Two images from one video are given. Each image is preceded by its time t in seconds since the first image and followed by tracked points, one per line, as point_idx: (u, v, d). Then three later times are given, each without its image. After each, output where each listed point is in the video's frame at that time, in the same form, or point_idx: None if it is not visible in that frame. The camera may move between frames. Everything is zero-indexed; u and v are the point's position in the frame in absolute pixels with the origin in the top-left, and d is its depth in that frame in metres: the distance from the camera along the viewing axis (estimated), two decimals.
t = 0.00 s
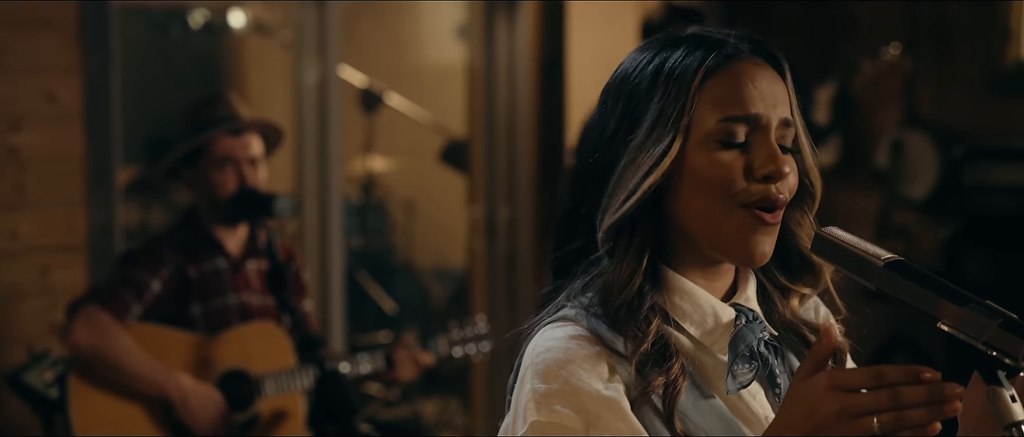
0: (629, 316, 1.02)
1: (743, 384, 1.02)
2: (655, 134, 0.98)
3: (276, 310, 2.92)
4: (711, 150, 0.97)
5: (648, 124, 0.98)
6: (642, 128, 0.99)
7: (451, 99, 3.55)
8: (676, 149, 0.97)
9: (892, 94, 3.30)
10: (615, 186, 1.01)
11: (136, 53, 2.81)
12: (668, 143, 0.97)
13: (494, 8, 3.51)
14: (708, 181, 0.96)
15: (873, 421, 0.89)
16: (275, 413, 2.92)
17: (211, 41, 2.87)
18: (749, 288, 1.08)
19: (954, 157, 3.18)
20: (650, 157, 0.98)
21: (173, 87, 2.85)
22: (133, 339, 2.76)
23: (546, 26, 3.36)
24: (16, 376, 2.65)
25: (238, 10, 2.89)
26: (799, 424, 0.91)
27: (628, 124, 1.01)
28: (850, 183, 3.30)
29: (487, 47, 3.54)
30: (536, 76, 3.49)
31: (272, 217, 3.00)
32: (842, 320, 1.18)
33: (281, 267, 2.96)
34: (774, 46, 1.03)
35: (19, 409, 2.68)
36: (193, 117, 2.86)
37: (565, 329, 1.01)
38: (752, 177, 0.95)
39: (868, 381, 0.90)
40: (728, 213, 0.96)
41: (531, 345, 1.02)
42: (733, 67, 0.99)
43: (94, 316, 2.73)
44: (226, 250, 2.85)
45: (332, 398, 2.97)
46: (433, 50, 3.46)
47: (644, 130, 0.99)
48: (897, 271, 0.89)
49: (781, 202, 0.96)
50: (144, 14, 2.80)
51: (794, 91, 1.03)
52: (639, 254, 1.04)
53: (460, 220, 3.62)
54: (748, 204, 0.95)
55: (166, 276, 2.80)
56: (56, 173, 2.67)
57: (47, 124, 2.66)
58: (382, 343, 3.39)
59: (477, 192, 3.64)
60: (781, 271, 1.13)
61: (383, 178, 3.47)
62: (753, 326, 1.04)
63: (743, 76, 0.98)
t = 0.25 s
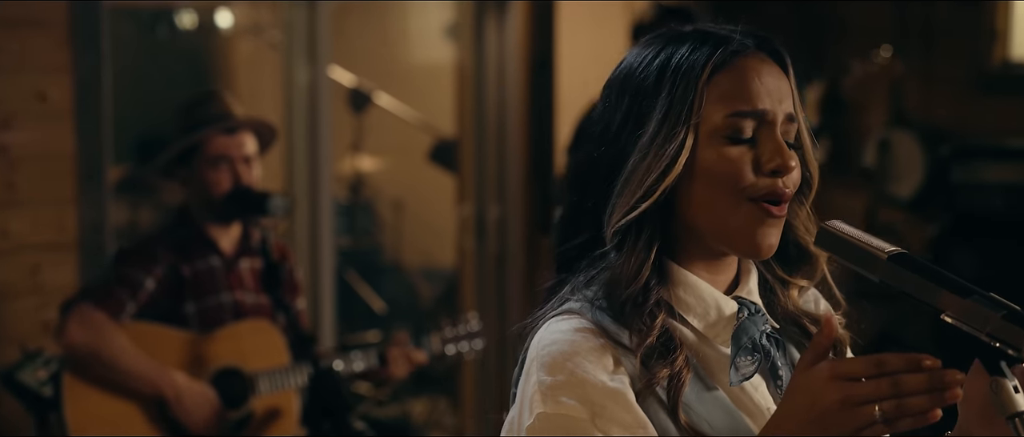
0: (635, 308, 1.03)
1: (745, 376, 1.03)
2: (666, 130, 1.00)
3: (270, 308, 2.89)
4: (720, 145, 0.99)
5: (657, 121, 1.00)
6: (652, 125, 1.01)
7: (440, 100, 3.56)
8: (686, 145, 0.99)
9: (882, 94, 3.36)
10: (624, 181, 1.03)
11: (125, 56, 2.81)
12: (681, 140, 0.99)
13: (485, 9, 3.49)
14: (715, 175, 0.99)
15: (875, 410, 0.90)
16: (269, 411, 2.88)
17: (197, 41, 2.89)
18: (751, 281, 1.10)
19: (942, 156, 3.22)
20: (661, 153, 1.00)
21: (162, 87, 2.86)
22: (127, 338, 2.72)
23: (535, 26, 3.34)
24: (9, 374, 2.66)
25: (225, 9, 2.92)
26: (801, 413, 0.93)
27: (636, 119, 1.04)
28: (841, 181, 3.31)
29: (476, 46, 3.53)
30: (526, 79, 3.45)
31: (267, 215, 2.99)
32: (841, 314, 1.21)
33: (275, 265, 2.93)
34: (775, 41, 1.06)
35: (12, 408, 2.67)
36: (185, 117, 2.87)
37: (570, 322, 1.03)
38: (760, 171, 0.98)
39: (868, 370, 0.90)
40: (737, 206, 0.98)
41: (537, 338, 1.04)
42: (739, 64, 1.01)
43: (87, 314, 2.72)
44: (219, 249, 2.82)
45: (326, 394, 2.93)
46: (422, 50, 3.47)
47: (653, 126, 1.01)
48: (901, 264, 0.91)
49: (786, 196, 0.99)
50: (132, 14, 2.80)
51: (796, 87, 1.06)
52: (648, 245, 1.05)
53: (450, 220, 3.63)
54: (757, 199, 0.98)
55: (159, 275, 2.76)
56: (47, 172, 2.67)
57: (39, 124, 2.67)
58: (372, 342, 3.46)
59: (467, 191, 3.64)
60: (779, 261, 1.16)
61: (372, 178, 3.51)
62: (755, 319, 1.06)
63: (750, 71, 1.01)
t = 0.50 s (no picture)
0: (637, 305, 1.05)
1: (747, 371, 1.04)
2: (670, 128, 1.01)
3: (263, 306, 2.85)
4: (723, 144, 1.00)
5: (661, 121, 1.02)
6: (656, 123, 1.02)
7: (427, 100, 3.56)
8: (689, 144, 1.00)
9: (868, 95, 3.34)
10: (627, 179, 1.04)
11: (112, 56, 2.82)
12: (684, 138, 1.00)
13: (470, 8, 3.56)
14: (718, 174, 1.00)
15: (878, 403, 0.93)
16: (261, 409, 2.83)
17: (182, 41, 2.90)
18: (751, 277, 1.11)
19: (927, 153, 3.27)
20: (664, 150, 1.01)
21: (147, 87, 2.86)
22: (119, 336, 2.67)
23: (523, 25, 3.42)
24: None
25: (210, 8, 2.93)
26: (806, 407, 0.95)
27: (640, 117, 1.05)
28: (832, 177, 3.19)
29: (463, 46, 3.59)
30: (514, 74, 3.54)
31: (258, 214, 2.96)
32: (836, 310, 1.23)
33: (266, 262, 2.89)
34: (778, 41, 1.08)
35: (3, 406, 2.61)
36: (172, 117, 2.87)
37: (574, 317, 1.04)
38: (762, 170, 0.99)
39: (872, 364, 0.93)
40: (739, 204, 0.99)
41: (542, 333, 1.05)
42: (742, 63, 1.02)
43: (82, 312, 2.68)
44: (212, 247, 2.78)
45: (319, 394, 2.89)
46: (407, 48, 3.47)
47: (657, 124, 1.02)
48: (903, 259, 0.94)
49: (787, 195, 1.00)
50: (118, 13, 2.81)
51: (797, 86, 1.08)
52: (650, 246, 1.06)
53: (438, 220, 3.62)
54: (760, 198, 0.99)
55: (152, 273, 2.74)
56: (34, 171, 2.67)
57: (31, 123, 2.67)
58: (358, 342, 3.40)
59: (454, 190, 3.65)
60: (778, 259, 1.18)
61: (358, 177, 3.46)
62: (757, 315, 1.07)
63: (753, 71, 1.02)
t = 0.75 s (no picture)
0: (639, 301, 1.06)
1: (747, 368, 1.06)
2: (672, 127, 1.04)
3: (253, 305, 2.82)
4: (725, 143, 1.03)
5: (664, 121, 1.04)
6: (658, 123, 1.05)
7: (412, 98, 3.56)
8: (691, 143, 1.03)
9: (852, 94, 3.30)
10: (631, 177, 1.07)
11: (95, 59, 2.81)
12: (686, 137, 1.03)
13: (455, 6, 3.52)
14: (720, 173, 1.02)
15: (878, 400, 0.94)
16: (251, 408, 2.81)
17: (163, 40, 2.86)
18: (750, 275, 1.13)
19: (909, 152, 3.25)
20: (667, 149, 1.04)
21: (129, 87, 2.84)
22: (108, 335, 2.67)
23: (507, 24, 3.41)
24: None
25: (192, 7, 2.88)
26: (806, 405, 0.97)
27: (643, 117, 1.08)
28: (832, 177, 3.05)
29: (447, 46, 3.57)
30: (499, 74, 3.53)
31: (247, 212, 2.90)
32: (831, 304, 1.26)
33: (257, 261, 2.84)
34: (780, 41, 1.10)
35: None
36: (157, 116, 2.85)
37: (576, 314, 1.05)
38: (764, 169, 1.01)
39: (871, 360, 0.95)
40: (740, 203, 1.01)
41: (544, 330, 1.06)
42: (744, 63, 1.05)
43: (71, 310, 2.68)
44: (200, 246, 2.74)
45: (311, 392, 2.86)
46: (391, 47, 3.46)
47: (660, 125, 1.05)
48: (902, 256, 0.97)
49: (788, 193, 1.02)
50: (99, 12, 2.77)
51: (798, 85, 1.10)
52: (653, 244, 1.08)
53: (423, 218, 3.63)
54: (761, 196, 1.01)
55: (141, 272, 2.71)
56: (16, 172, 2.68)
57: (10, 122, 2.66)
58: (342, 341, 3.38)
59: (439, 189, 3.65)
60: (777, 256, 1.20)
61: (341, 176, 3.48)
62: (756, 312, 1.09)
63: (755, 71, 1.04)
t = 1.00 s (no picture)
0: (639, 298, 1.08)
1: (745, 364, 1.06)
2: (670, 126, 1.05)
3: (240, 305, 2.77)
4: (723, 141, 1.05)
5: (662, 119, 1.06)
6: (657, 121, 1.07)
7: (393, 98, 3.55)
8: (690, 141, 1.05)
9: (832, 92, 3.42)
10: (630, 175, 1.09)
11: (79, 54, 2.71)
12: (685, 136, 1.05)
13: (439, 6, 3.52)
14: (719, 171, 1.04)
15: (876, 395, 0.96)
16: (238, 407, 2.76)
17: (147, 37, 2.79)
18: (748, 271, 1.15)
19: (891, 151, 3.29)
20: (665, 147, 1.05)
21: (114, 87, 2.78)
22: (98, 333, 2.58)
23: (491, 24, 3.39)
24: None
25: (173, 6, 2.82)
26: (805, 401, 0.97)
27: (641, 116, 1.10)
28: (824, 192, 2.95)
29: (432, 46, 3.56)
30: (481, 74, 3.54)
31: (233, 211, 2.84)
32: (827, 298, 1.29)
33: (244, 259, 2.79)
34: (775, 39, 1.12)
35: None
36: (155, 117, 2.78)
37: (577, 311, 1.06)
38: (762, 166, 1.03)
39: (870, 356, 0.96)
40: (739, 200, 1.03)
41: (544, 327, 1.07)
42: (741, 62, 1.07)
43: (59, 309, 2.57)
44: (188, 245, 2.70)
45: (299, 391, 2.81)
46: (372, 46, 3.44)
47: (658, 123, 1.06)
48: (899, 251, 1.00)
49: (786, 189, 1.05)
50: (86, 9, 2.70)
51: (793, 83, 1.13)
52: (651, 242, 1.10)
53: (404, 218, 3.62)
54: (761, 193, 1.03)
55: (129, 272, 2.64)
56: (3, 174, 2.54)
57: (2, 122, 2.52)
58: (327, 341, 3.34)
59: (423, 188, 3.66)
60: (773, 251, 1.23)
61: (323, 176, 3.45)
62: (754, 308, 1.10)
63: (752, 70, 1.06)
